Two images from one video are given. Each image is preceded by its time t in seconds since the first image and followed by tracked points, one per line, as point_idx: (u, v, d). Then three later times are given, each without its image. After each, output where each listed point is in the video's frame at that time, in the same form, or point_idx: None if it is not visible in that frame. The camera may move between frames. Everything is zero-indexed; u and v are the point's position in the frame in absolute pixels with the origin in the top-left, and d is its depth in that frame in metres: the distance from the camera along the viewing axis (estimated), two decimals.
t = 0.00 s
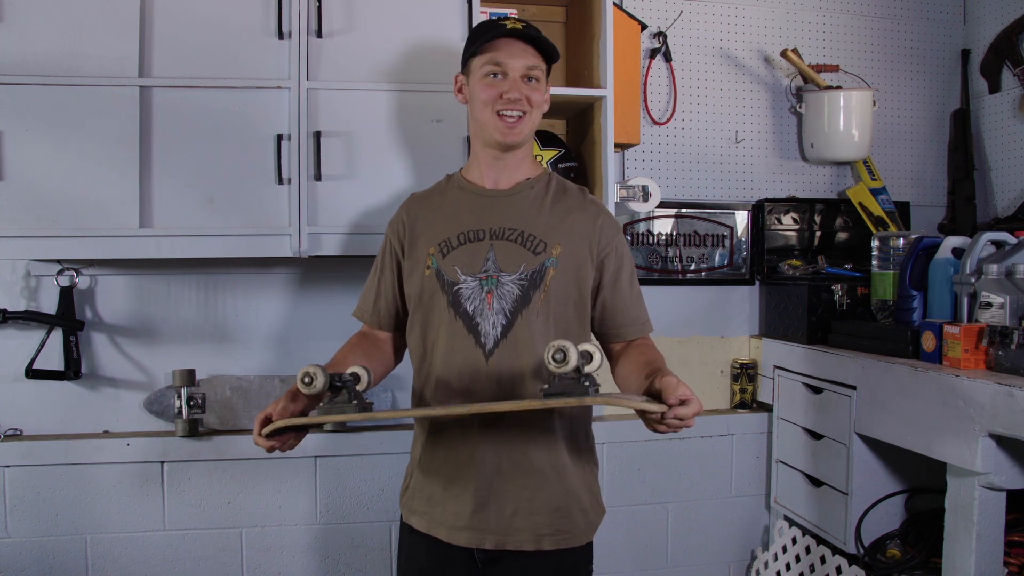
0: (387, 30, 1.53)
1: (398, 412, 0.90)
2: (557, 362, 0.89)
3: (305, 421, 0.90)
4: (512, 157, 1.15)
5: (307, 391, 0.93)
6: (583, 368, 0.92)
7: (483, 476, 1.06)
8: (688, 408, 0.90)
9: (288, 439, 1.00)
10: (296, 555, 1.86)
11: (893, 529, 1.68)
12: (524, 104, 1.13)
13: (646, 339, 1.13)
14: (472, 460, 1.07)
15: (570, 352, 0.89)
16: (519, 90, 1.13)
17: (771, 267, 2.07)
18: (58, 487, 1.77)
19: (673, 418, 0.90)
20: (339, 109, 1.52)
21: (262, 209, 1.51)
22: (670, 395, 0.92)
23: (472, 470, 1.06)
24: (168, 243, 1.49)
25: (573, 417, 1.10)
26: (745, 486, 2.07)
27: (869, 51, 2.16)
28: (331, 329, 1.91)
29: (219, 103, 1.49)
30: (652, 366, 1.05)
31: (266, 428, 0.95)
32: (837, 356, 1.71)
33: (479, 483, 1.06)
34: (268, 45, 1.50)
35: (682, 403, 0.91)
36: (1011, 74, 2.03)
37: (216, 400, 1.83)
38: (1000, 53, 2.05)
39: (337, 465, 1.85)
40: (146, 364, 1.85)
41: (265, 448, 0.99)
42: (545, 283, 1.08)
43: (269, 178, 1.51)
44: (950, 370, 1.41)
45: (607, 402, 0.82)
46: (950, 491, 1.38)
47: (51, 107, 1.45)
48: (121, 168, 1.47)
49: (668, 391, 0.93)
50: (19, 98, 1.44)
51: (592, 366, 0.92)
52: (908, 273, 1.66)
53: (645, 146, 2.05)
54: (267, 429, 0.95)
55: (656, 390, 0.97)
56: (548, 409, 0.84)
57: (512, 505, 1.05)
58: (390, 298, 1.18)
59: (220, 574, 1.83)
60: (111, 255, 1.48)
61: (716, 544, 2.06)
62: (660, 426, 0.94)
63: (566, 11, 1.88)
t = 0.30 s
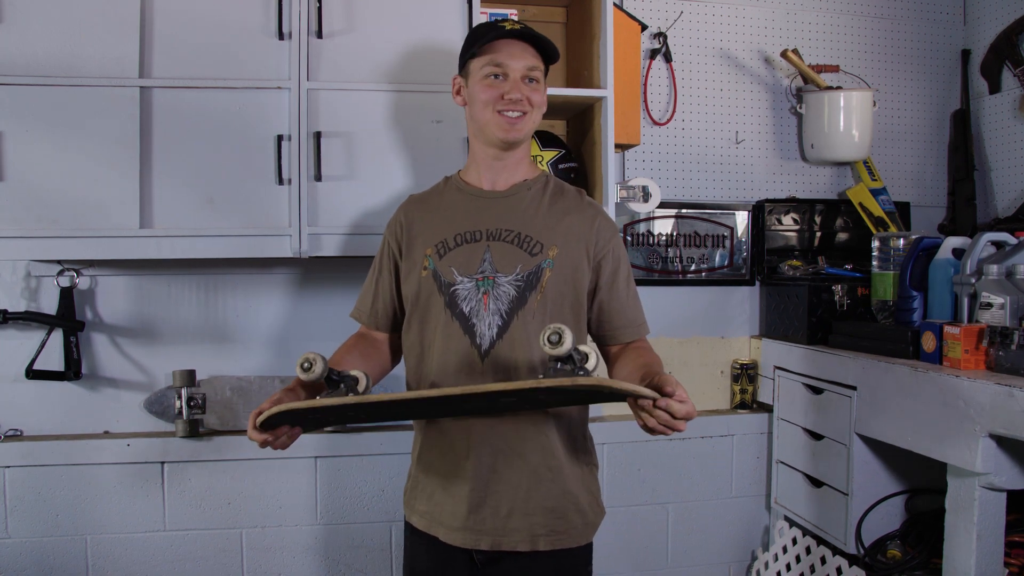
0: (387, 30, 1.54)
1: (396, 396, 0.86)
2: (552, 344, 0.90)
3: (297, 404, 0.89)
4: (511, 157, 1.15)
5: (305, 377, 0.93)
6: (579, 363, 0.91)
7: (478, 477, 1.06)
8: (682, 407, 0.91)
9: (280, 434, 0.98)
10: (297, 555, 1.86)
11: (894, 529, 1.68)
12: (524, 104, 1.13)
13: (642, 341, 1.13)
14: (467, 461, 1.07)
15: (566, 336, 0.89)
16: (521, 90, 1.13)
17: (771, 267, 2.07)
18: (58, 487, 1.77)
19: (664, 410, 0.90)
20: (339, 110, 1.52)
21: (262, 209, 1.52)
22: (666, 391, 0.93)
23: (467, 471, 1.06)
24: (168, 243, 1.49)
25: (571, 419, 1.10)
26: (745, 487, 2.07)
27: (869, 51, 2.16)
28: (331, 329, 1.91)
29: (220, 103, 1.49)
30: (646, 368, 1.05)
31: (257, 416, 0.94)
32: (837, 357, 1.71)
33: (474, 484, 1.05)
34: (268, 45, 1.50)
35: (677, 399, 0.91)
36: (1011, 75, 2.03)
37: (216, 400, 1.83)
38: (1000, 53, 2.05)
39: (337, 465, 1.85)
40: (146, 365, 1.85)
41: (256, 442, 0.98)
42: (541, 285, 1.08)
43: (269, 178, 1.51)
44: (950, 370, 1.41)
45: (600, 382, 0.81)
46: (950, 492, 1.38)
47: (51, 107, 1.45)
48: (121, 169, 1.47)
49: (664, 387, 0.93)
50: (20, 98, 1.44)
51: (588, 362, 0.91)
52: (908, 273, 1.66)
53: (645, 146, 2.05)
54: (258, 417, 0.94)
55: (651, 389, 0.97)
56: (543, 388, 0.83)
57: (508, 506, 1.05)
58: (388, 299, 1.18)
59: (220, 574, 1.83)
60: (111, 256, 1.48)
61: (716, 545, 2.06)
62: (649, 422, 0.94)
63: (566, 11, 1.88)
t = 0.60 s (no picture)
0: (388, 31, 1.54)
1: (386, 394, 0.86)
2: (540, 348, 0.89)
3: (293, 399, 0.89)
4: (513, 159, 1.15)
5: (301, 374, 0.93)
6: (571, 365, 0.92)
7: (476, 477, 1.06)
8: (672, 418, 0.90)
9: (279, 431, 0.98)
10: (297, 555, 1.86)
11: (894, 530, 1.68)
12: (527, 106, 1.13)
13: (643, 341, 1.12)
14: (465, 463, 1.07)
15: (553, 345, 0.88)
16: (524, 92, 1.13)
17: (771, 268, 2.07)
18: (58, 487, 1.77)
19: (651, 418, 0.91)
20: (339, 110, 1.52)
21: (262, 210, 1.52)
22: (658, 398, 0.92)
23: (465, 472, 1.06)
24: (168, 244, 1.49)
25: (571, 420, 1.10)
26: (745, 487, 2.07)
27: (869, 52, 2.16)
28: (331, 330, 1.91)
29: (220, 104, 1.49)
30: (643, 370, 1.04)
31: (255, 411, 0.94)
32: (837, 357, 1.71)
33: (473, 485, 1.05)
34: (269, 46, 1.50)
35: (666, 409, 0.91)
36: (1011, 75, 2.03)
37: (216, 401, 1.83)
38: (1000, 53, 2.05)
39: (338, 465, 1.85)
40: (146, 365, 1.85)
41: (255, 438, 0.98)
42: (541, 286, 1.08)
43: (270, 179, 1.51)
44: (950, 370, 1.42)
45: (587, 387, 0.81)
46: (951, 492, 1.38)
47: (51, 107, 1.45)
48: (121, 169, 1.47)
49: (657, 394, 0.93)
50: (20, 99, 1.44)
51: (580, 366, 0.91)
52: (909, 274, 1.66)
53: (645, 147, 2.05)
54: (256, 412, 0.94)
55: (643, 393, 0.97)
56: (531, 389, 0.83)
57: (507, 507, 1.05)
58: (390, 299, 1.19)
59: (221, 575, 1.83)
60: (111, 256, 1.48)
61: (717, 545, 2.06)
62: (637, 428, 0.94)
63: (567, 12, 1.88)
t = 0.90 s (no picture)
0: (388, 31, 1.54)
1: (381, 398, 0.86)
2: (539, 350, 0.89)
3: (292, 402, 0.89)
4: (514, 160, 1.15)
5: (301, 376, 0.93)
6: (569, 369, 0.91)
7: (475, 479, 1.06)
8: (670, 424, 0.90)
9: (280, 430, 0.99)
10: (297, 556, 1.86)
11: (894, 530, 1.68)
12: (530, 108, 1.13)
13: (643, 342, 1.12)
14: (464, 464, 1.07)
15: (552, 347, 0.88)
16: (527, 94, 1.13)
17: (771, 268, 2.07)
18: (58, 488, 1.77)
19: (649, 423, 0.90)
20: (339, 110, 1.52)
21: (262, 210, 1.52)
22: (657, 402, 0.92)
23: (464, 473, 1.06)
24: (168, 244, 1.49)
25: (571, 422, 1.09)
26: (745, 488, 2.07)
27: (869, 52, 2.16)
28: (331, 330, 1.91)
29: (220, 104, 1.49)
30: (642, 373, 1.04)
31: (256, 410, 0.94)
32: (838, 358, 1.71)
33: (471, 486, 1.05)
34: (269, 46, 1.50)
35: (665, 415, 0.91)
36: (1011, 76, 2.03)
37: (217, 401, 1.83)
38: (1000, 54, 2.05)
39: (338, 466, 1.85)
40: (146, 365, 1.85)
41: (256, 437, 0.98)
42: (541, 287, 1.08)
43: (270, 179, 1.51)
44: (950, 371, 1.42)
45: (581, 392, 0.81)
46: (951, 493, 1.38)
47: (51, 108, 1.45)
48: (121, 169, 1.47)
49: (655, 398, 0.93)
50: (20, 99, 1.44)
51: (578, 368, 0.91)
52: (909, 274, 1.66)
53: (646, 147, 2.05)
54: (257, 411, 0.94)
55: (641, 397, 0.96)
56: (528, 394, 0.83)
57: (505, 509, 1.05)
58: (390, 300, 1.19)
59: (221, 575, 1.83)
60: (110, 256, 1.48)
61: (717, 546, 2.06)
62: (636, 434, 0.94)
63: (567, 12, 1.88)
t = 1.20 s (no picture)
0: (388, 31, 1.54)
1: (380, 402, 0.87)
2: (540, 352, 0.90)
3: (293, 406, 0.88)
4: (515, 163, 1.15)
5: (301, 381, 0.93)
6: (571, 368, 0.92)
7: (474, 480, 1.06)
8: (673, 421, 0.90)
9: (280, 434, 0.99)
10: (297, 555, 1.86)
11: (894, 530, 1.68)
12: (530, 110, 1.13)
13: (643, 342, 1.12)
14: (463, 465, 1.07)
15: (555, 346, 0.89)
16: (527, 97, 1.13)
17: (771, 268, 2.07)
18: (58, 488, 1.77)
19: (653, 422, 0.90)
20: (339, 110, 1.52)
21: (263, 210, 1.52)
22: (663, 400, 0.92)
23: (463, 474, 1.06)
24: (168, 243, 1.49)
25: (571, 422, 1.09)
26: (745, 487, 2.07)
27: (869, 52, 2.16)
28: (331, 330, 1.91)
29: (220, 104, 1.49)
30: (643, 373, 1.04)
31: (256, 416, 0.94)
32: (838, 358, 1.71)
33: (471, 487, 1.06)
34: (269, 46, 1.50)
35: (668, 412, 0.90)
36: (1011, 75, 2.03)
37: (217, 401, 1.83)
38: (1000, 53, 2.05)
39: (338, 466, 1.85)
40: (146, 365, 1.85)
41: (256, 441, 0.98)
42: (541, 288, 1.08)
43: (270, 179, 1.51)
44: (950, 371, 1.42)
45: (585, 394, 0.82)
46: (951, 492, 1.38)
47: (51, 108, 1.45)
48: (121, 169, 1.47)
49: (659, 396, 0.93)
50: (20, 99, 1.44)
51: (580, 368, 0.91)
52: (909, 274, 1.66)
53: (646, 147, 2.05)
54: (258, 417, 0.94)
55: (645, 395, 0.97)
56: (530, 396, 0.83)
57: (504, 510, 1.05)
58: (389, 301, 1.18)
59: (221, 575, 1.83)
60: (110, 256, 1.48)
61: (717, 545, 2.06)
62: (640, 433, 0.94)
63: (567, 12, 1.88)
